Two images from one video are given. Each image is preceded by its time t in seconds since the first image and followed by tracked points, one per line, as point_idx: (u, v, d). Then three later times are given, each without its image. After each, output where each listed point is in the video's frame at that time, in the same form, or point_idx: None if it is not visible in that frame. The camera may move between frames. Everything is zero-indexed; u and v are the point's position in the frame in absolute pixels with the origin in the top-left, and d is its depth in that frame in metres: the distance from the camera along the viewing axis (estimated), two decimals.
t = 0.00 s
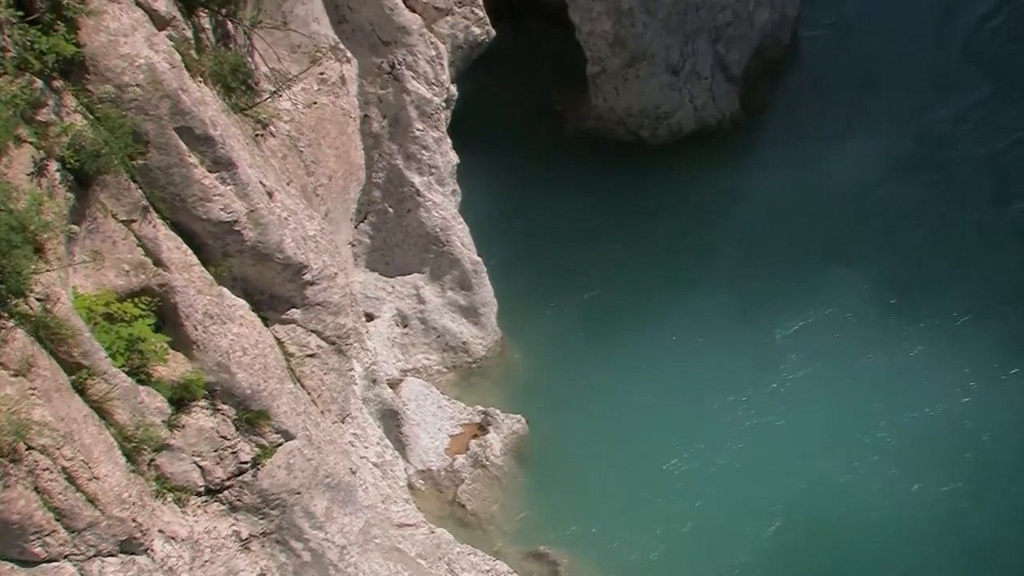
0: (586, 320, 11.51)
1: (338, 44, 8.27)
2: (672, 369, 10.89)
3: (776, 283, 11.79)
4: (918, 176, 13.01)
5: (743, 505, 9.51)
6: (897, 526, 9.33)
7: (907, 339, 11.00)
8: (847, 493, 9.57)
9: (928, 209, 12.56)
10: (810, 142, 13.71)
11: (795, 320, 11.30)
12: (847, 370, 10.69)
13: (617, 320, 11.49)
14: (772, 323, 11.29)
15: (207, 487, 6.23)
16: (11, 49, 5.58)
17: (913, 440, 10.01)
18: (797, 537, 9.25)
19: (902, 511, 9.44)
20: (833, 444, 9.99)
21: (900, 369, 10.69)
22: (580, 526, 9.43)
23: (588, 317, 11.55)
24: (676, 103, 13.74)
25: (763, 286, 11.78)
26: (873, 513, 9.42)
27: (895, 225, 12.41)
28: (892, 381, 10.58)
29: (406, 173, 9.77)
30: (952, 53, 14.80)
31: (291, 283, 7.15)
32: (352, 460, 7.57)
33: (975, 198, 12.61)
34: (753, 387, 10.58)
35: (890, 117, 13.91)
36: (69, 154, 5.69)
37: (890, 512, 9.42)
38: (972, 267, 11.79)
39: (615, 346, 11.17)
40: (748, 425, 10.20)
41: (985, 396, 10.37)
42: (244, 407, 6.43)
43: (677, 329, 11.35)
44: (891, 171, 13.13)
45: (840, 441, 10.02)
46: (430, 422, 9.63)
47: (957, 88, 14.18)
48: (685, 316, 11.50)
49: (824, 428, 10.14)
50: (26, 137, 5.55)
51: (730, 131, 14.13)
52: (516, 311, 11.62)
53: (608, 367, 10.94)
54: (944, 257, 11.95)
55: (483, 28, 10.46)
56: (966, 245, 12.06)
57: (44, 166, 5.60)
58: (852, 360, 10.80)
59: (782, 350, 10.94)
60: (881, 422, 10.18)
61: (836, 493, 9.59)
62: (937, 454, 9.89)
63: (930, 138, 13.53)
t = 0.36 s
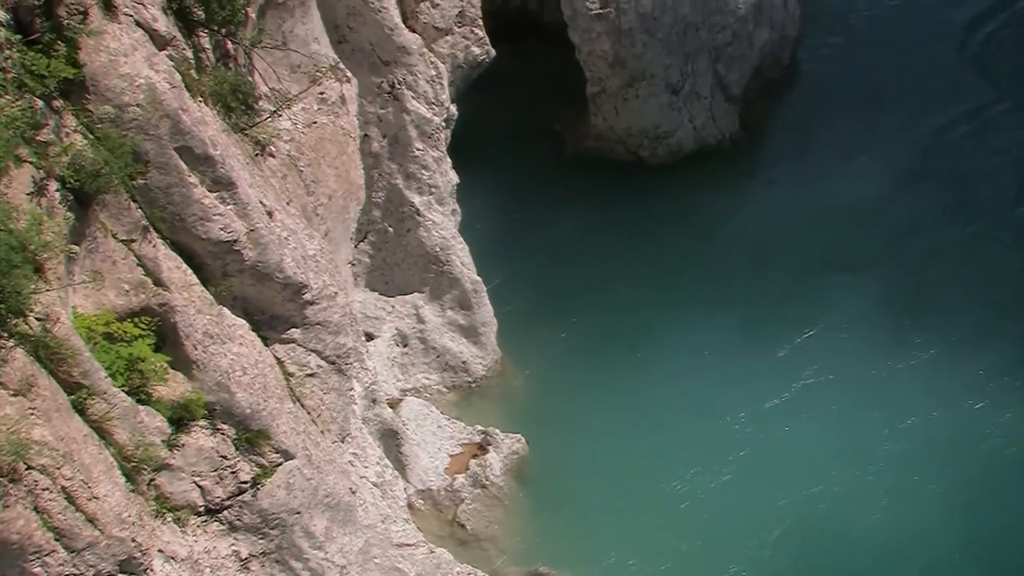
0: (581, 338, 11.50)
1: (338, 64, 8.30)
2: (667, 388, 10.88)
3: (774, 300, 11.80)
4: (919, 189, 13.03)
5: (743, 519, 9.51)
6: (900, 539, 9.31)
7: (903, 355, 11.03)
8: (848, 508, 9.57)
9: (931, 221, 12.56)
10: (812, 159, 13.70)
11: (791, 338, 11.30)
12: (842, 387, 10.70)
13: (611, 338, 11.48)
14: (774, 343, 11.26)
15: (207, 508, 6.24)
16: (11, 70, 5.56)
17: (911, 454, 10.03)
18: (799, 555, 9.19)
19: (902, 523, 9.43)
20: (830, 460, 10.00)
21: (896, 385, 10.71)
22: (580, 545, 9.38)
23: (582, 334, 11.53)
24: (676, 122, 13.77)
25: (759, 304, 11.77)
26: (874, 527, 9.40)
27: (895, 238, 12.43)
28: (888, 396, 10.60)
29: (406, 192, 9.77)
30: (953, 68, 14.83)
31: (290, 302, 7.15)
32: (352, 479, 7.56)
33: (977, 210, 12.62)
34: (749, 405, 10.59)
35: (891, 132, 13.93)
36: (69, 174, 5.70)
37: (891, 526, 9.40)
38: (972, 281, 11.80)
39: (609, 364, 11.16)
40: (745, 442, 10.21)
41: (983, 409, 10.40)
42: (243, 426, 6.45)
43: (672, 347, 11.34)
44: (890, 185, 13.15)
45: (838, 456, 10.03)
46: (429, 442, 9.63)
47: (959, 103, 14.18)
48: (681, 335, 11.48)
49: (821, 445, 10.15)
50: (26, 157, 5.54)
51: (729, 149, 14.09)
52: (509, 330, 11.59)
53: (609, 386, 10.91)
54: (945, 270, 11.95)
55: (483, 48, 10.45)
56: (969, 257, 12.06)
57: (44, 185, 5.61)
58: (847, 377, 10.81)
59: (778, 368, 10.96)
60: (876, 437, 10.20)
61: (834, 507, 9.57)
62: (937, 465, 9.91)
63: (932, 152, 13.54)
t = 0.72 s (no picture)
0: (575, 351, 11.48)
1: (338, 82, 8.30)
2: (663, 401, 10.89)
3: (772, 314, 11.80)
4: (918, 204, 13.08)
5: (742, 533, 9.54)
6: (899, 552, 9.35)
7: (901, 369, 11.06)
8: (847, 522, 9.61)
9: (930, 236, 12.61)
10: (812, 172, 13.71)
11: (786, 352, 11.31)
12: (838, 402, 10.73)
13: (607, 351, 11.46)
14: (777, 362, 11.21)
15: (206, 526, 6.23)
16: (11, 87, 5.61)
17: (907, 467, 10.09)
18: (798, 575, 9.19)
19: (901, 537, 9.47)
20: (827, 473, 10.04)
21: (892, 398, 10.75)
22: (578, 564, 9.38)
23: (577, 348, 11.51)
24: (676, 139, 13.49)
25: (756, 319, 11.76)
26: (874, 541, 9.44)
27: (894, 251, 12.49)
28: (883, 409, 10.65)
29: (406, 210, 9.71)
30: (952, 83, 14.88)
31: (290, 320, 7.15)
32: (352, 497, 7.54)
33: (976, 227, 12.69)
34: (745, 418, 10.62)
35: (889, 146, 13.98)
36: (69, 193, 5.73)
37: (890, 540, 9.45)
38: (971, 298, 11.85)
39: (604, 378, 11.16)
40: (742, 455, 10.25)
41: (981, 422, 10.45)
42: (243, 444, 6.45)
43: (668, 360, 11.35)
44: (889, 199, 13.19)
45: (834, 470, 10.07)
46: (430, 460, 9.58)
47: (958, 119, 14.24)
48: (676, 349, 11.48)
49: (818, 459, 10.18)
50: (26, 175, 5.57)
51: (729, 168, 13.91)
52: (505, 344, 11.54)
53: (609, 403, 10.87)
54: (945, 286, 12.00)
55: (483, 66, 10.45)
56: (969, 274, 12.13)
57: (44, 204, 5.65)
58: (841, 390, 10.85)
59: (773, 381, 10.99)
60: (873, 451, 10.24)
61: (834, 521, 9.61)
62: (934, 478, 9.96)
63: (930, 168, 13.60)
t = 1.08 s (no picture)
0: (568, 363, 11.46)
1: (338, 98, 8.30)
2: (659, 412, 10.91)
3: (769, 324, 11.80)
4: (918, 215, 13.07)
5: (741, 544, 9.58)
6: (899, 568, 9.35)
7: (898, 381, 11.08)
8: (847, 538, 9.60)
9: (930, 246, 12.62)
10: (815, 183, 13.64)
11: (782, 364, 11.33)
12: (838, 417, 10.72)
13: (600, 363, 11.46)
14: (778, 377, 11.17)
15: (206, 542, 6.24)
16: (11, 103, 5.62)
17: (906, 480, 10.10)
18: None
19: (901, 547, 9.52)
20: (823, 482, 10.09)
21: (892, 413, 10.75)
22: None
23: (569, 360, 11.50)
24: (676, 156, 13.30)
25: (753, 331, 11.75)
26: (874, 551, 9.49)
27: (894, 261, 12.47)
28: (877, 419, 10.69)
29: (405, 226, 9.67)
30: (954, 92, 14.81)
31: (290, 336, 7.15)
32: (351, 513, 7.52)
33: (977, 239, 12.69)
34: (742, 429, 10.65)
35: (889, 154, 13.95)
36: (69, 209, 5.74)
37: (890, 551, 9.48)
38: (972, 309, 11.83)
39: (597, 390, 11.16)
40: (739, 466, 10.29)
41: (982, 438, 10.45)
42: (243, 460, 6.47)
43: (663, 372, 11.35)
44: (889, 209, 13.19)
45: (831, 478, 10.12)
46: (429, 476, 9.54)
47: (960, 130, 14.20)
48: (669, 360, 11.49)
49: (816, 470, 10.20)
50: (26, 191, 5.58)
51: (729, 184, 13.74)
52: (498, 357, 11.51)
53: (609, 419, 10.84)
54: (946, 297, 11.98)
55: (483, 82, 10.49)
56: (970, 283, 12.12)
57: (43, 220, 5.65)
58: (835, 400, 10.90)
59: (768, 392, 11.02)
60: (873, 466, 10.23)
61: (833, 532, 9.66)
62: (931, 487, 10.01)
63: (931, 178, 13.57)
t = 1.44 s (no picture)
0: (568, 376, 11.47)
1: (338, 116, 8.30)
2: (660, 425, 10.92)
3: (769, 337, 11.79)
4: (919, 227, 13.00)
5: (742, 564, 9.55)
6: None
7: (899, 394, 11.07)
8: (848, 558, 9.56)
9: (933, 258, 12.55)
10: (820, 192, 13.52)
11: (781, 377, 11.33)
12: (839, 435, 10.67)
13: (599, 376, 11.46)
14: (778, 395, 11.13)
15: (205, 559, 6.24)
16: (11, 121, 5.66)
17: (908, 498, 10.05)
18: None
19: (902, 567, 9.48)
20: (824, 498, 10.08)
21: (894, 431, 10.70)
22: None
23: (567, 374, 11.50)
24: (676, 174, 13.11)
25: (752, 345, 11.74)
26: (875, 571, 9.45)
27: (896, 274, 12.41)
28: (877, 431, 10.70)
29: (404, 244, 9.66)
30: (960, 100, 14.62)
31: (290, 354, 7.15)
32: (351, 531, 7.51)
33: (979, 252, 12.61)
34: (742, 442, 10.67)
35: (893, 163, 13.81)
36: (68, 227, 5.75)
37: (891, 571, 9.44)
38: (974, 323, 11.77)
39: (597, 404, 11.16)
40: (739, 478, 10.32)
41: (984, 456, 10.40)
42: (242, 478, 6.47)
43: (663, 385, 11.36)
44: (891, 219, 13.09)
45: (831, 494, 10.11)
46: (428, 493, 9.51)
47: (966, 139, 14.02)
48: (669, 373, 11.49)
49: (816, 489, 10.17)
50: (25, 210, 5.60)
51: (728, 203, 13.53)
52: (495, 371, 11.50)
53: (609, 437, 10.80)
54: (948, 311, 11.93)
55: (482, 100, 10.45)
56: (972, 297, 12.06)
57: (43, 238, 5.68)
58: (834, 413, 10.92)
59: (768, 406, 11.03)
60: (875, 485, 10.18)
61: (832, 544, 9.69)
62: (932, 498, 10.03)
63: (936, 188, 13.45)
